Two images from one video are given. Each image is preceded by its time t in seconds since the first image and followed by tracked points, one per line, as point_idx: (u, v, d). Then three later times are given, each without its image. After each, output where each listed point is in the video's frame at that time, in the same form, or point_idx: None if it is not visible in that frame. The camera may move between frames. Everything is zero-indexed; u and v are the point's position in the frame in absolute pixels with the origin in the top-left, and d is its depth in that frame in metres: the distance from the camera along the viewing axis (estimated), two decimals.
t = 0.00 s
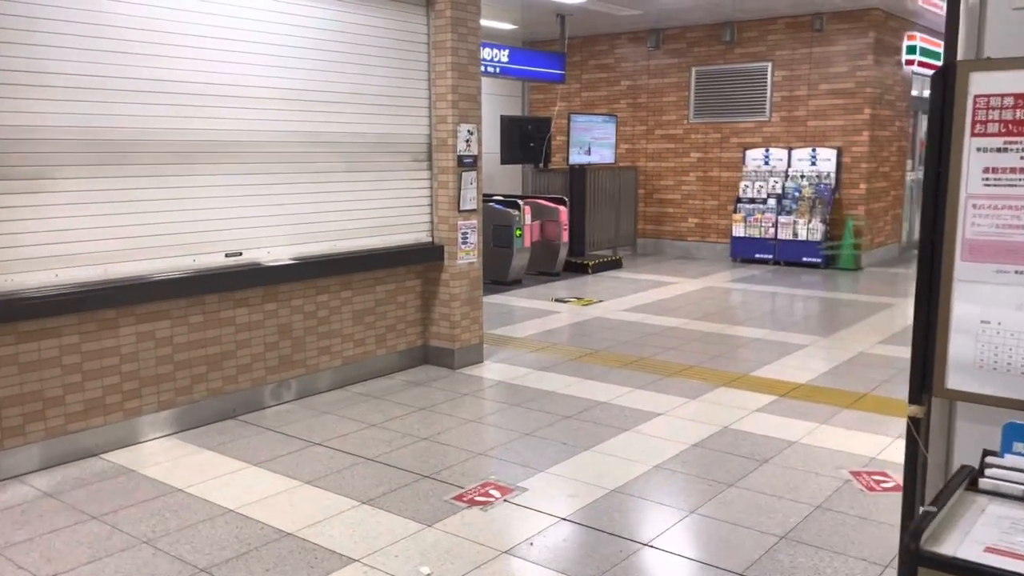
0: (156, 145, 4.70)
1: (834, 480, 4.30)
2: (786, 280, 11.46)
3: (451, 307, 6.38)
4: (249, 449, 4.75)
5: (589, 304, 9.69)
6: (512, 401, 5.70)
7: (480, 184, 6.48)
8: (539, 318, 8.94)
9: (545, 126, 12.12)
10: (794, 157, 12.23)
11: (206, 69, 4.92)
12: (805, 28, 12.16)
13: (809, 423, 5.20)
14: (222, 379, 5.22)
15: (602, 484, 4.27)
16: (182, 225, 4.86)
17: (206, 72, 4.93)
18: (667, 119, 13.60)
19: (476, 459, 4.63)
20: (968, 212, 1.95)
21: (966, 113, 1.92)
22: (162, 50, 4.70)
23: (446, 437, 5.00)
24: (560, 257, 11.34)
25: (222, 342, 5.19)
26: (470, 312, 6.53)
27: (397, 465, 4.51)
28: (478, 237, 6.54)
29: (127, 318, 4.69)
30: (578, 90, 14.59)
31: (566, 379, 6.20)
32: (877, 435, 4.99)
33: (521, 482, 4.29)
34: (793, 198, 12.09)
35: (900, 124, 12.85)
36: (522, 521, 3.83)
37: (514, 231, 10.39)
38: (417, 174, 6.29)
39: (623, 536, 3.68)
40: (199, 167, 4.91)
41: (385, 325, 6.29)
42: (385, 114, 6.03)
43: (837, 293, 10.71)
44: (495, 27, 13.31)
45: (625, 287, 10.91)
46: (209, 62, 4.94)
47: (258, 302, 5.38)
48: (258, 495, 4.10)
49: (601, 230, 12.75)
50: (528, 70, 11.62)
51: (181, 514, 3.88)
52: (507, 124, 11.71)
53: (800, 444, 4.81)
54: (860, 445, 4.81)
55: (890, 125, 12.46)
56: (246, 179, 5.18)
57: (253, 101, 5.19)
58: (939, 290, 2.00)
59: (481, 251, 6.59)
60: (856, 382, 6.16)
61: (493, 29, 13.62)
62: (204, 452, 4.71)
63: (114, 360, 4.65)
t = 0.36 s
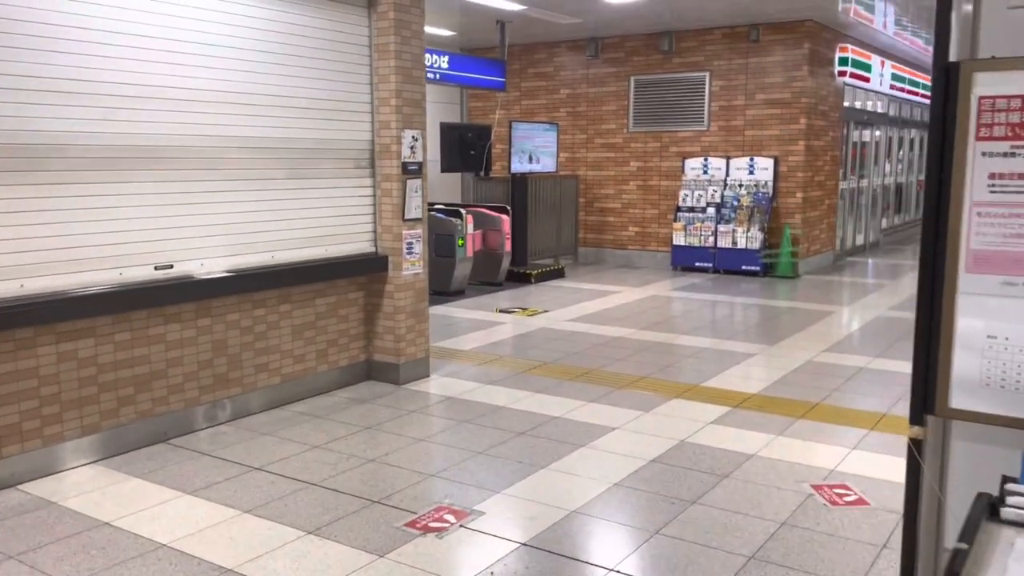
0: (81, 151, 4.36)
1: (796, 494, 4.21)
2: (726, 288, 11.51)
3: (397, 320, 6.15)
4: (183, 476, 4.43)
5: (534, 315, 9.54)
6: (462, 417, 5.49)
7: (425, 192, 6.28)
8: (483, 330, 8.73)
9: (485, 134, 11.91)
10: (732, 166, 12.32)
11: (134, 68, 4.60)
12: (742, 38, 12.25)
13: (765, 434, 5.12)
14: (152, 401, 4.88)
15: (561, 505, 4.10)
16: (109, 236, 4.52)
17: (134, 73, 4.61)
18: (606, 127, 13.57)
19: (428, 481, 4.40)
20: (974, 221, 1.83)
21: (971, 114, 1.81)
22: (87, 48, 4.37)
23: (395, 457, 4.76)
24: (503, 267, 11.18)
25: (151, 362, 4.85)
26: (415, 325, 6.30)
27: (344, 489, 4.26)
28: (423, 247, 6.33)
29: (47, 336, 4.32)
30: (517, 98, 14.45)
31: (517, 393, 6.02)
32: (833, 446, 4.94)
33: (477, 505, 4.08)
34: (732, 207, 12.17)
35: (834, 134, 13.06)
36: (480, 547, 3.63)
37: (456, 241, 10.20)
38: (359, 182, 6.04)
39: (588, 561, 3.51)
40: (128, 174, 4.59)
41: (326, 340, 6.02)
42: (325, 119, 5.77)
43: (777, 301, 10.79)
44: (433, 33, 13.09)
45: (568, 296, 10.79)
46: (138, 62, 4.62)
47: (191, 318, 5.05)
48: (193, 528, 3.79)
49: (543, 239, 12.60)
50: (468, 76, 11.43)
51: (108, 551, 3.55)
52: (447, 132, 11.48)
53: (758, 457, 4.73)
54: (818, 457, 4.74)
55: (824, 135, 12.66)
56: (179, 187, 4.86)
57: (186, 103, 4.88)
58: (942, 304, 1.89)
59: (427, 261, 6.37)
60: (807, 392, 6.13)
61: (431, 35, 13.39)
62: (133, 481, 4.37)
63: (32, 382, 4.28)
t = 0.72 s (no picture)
0: None
1: (757, 516, 4.11)
2: (664, 300, 11.51)
3: (336, 339, 5.88)
4: (106, 513, 4.08)
5: (475, 330, 9.34)
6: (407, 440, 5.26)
7: (365, 205, 6.04)
8: (423, 346, 8.49)
9: (421, 145, 11.67)
10: (668, 179, 12.39)
11: (52, 70, 4.26)
12: (677, 52, 12.31)
13: (719, 452, 5.04)
14: (70, 431, 4.51)
15: (518, 534, 3.91)
16: (23, 252, 4.15)
17: (52, 77, 4.26)
18: (543, 139, 13.48)
19: (375, 511, 4.16)
20: (985, 242, 1.72)
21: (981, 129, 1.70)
22: None
23: (339, 486, 4.50)
24: (441, 281, 10.97)
25: (69, 389, 4.47)
26: (356, 344, 6.04)
27: (285, 524, 3.98)
28: (364, 262, 6.08)
29: None
30: (453, 109, 14.25)
31: (463, 413, 5.81)
32: (787, 463, 4.88)
33: (430, 537, 3.85)
34: (668, 219, 12.21)
35: (766, 147, 13.25)
36: None
37: (393, 254, 9.97)
38: (295, 194, 5.76)
39: None
40: (44, 185, 4.23)
41: (261, 361, 5.71)
42: (259, 128, 5.48)
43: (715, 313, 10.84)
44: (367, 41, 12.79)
45: (507, 310, 10.63)
46: (57, 64, 4.28)
47: (113, 340, 4.69)
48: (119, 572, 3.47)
49: (481, 251, 12.41)
50: (403, 86, 11.20)
51: None
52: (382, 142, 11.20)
53: (715, 477, 4.63)
54: (774, 475, 4.67)
55: (757, 149, 12.82)
56: (101, 199, 4.51)
57: (107, 110, 4.54)
58: (951, 331, 1.77)
59: (368, 277, 6.12)
60: (755, 407, 6.09)
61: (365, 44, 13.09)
62: (50, 520, 4.00)
63: None
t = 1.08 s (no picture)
0: None
1: (725, 523, 4.08)
2: (611, 304, 11.52)
3: (286, 348, 5.68)
4: (45, 538, 3.82)
5: (424, 336, 9.18)
6: (362, 452, 5.09)
7: (315, 209, 5.86)
8: (372, 354, 8.30)
9: (365, 147, 11.37)
10: (613, 182, 12.44)
11: None
12: (621, 56, 12.35)
13: (681, 458, 5.01)
14: (4, 449, 4.22)
15: (486, 549, 3.80)
16: None
17: None
18: (488, 142, 13.38)
19: (335, 528, 4.00)
20: (1001, 251, 1.68)
21: (997, 136, 1.66)
22: None
23: (294, 502, 4.32)
24: (387, 286, 10.78)
25: (3, 405, 4.18)
26: (306, 353, 5.85)
27: (241, 544, 3.79)
28: (314, 267, 5.89)
29: None
30: (396, 110, 14.03)
31: (419, 423, 5.67)
32: (749, 467, 4.88)
33: (395, 555, 3.71)
34: (614, 223, 12.23)
35: (709, 152, 13.40)
36: None
37: (340, 258, 9.76)
38: (242, 198, 5.53)
39: None
40: None
41: (207, 373, 5.47)
42: (204, 129, 5.24)
43: (661, 315, 10.89)
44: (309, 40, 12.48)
45: (455, 315, 10.48)
46: None
47: (51, 352, 4.41)
48: None
49: (426, 255, 12.26)
50: (346, 87, 10.98)
51: None
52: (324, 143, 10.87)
53: (679, 484, 4.60)
54: (738, 480, 4.66)
55: (700, 153, 12.96)
56: (36, 204, 4.23)
57: (43, 110, 4.27)
58: (965, 341, 1.73)
59: (318, 283, 5.93)
60: (712, 411, 6.09)
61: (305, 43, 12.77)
62: None
63: None
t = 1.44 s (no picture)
0: None
1: (691, 530, 4.06)
2: (559, 307, 11.50)
3: (233, 358, 5.47)
4: None
5: (372, 342, 9.00)
6: (316, 465, 4.93)
7: (263, 213, 5.67)
8: (320, 361, 8.09)
9: (307, 148, 11.03)
10: (560, 186, 12.43)
11: None
12: (567, 59, 12.35)
13: (643, 464, 4.98)
14: None
15: (453, 563, 3.69)
16: None
17: None
18: (433, 144, 13.23)
19: (293, 546, 3.84)
20: (1005, 258, 1.66)
21: (1001, 142, 1.64)
22: None
23: (247, 519, 4.14)
24: (332, 291, 10.56)
25: None
26: (254, 362, 5.64)
27: (195, 567, 3.61)
28: (261, 274, 5.69)
29: None
30: (338, 111, 13.76)
31: (374, 433, 5.52)
32: (710, 472, 4.88)
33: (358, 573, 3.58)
34: (561, 226, 12.22)
35: (653, 155, 13.50)
36: None
37: (284, 263, 9.52)
38: (186, 202, 5.31)
39: None
40: None
41: (150, 385, 5.23)
42: (146, 130, 5.01)
43: (610, 318, 10.91)
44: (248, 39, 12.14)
45: (403, 320, 10.32)
46: None
47: None
48: None
49: (371, 259, 12.06)
50: (288, 86, 10.72)
51: None
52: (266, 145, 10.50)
53: (642, 490, 4.56)
54: (701, 486, 4.65)
55: (645, 157, 13.04)
56: None
57: None
58: (968, 352, 1.70)
59: (266, 290, 5.74)
60: (669, 415, 6.08)
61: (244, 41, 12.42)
62: None
63: None
